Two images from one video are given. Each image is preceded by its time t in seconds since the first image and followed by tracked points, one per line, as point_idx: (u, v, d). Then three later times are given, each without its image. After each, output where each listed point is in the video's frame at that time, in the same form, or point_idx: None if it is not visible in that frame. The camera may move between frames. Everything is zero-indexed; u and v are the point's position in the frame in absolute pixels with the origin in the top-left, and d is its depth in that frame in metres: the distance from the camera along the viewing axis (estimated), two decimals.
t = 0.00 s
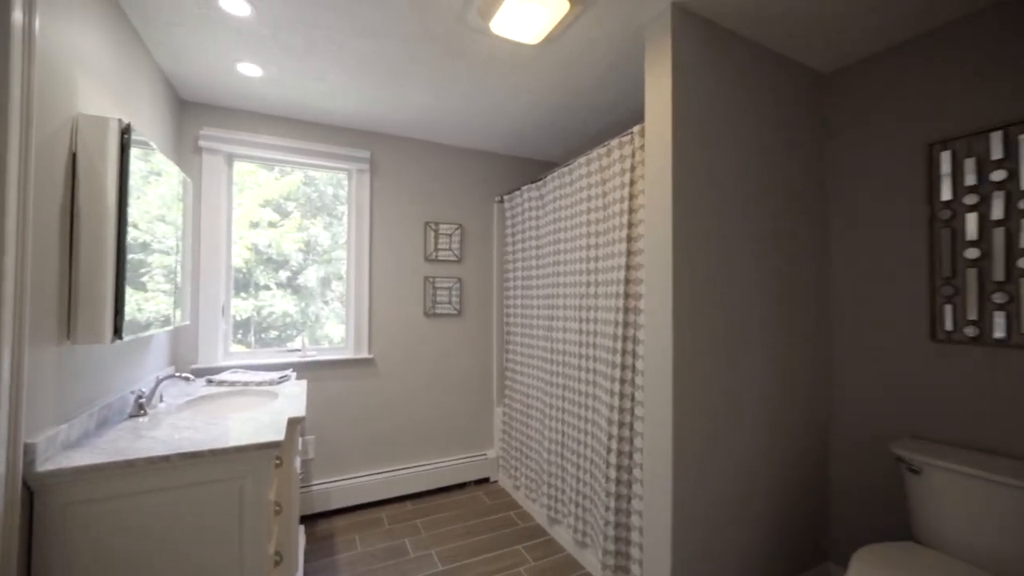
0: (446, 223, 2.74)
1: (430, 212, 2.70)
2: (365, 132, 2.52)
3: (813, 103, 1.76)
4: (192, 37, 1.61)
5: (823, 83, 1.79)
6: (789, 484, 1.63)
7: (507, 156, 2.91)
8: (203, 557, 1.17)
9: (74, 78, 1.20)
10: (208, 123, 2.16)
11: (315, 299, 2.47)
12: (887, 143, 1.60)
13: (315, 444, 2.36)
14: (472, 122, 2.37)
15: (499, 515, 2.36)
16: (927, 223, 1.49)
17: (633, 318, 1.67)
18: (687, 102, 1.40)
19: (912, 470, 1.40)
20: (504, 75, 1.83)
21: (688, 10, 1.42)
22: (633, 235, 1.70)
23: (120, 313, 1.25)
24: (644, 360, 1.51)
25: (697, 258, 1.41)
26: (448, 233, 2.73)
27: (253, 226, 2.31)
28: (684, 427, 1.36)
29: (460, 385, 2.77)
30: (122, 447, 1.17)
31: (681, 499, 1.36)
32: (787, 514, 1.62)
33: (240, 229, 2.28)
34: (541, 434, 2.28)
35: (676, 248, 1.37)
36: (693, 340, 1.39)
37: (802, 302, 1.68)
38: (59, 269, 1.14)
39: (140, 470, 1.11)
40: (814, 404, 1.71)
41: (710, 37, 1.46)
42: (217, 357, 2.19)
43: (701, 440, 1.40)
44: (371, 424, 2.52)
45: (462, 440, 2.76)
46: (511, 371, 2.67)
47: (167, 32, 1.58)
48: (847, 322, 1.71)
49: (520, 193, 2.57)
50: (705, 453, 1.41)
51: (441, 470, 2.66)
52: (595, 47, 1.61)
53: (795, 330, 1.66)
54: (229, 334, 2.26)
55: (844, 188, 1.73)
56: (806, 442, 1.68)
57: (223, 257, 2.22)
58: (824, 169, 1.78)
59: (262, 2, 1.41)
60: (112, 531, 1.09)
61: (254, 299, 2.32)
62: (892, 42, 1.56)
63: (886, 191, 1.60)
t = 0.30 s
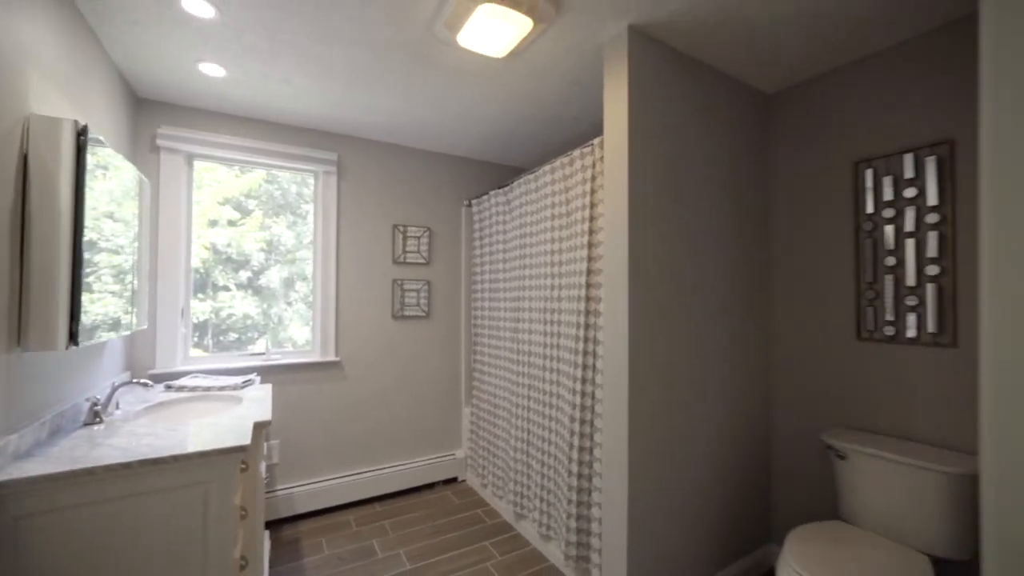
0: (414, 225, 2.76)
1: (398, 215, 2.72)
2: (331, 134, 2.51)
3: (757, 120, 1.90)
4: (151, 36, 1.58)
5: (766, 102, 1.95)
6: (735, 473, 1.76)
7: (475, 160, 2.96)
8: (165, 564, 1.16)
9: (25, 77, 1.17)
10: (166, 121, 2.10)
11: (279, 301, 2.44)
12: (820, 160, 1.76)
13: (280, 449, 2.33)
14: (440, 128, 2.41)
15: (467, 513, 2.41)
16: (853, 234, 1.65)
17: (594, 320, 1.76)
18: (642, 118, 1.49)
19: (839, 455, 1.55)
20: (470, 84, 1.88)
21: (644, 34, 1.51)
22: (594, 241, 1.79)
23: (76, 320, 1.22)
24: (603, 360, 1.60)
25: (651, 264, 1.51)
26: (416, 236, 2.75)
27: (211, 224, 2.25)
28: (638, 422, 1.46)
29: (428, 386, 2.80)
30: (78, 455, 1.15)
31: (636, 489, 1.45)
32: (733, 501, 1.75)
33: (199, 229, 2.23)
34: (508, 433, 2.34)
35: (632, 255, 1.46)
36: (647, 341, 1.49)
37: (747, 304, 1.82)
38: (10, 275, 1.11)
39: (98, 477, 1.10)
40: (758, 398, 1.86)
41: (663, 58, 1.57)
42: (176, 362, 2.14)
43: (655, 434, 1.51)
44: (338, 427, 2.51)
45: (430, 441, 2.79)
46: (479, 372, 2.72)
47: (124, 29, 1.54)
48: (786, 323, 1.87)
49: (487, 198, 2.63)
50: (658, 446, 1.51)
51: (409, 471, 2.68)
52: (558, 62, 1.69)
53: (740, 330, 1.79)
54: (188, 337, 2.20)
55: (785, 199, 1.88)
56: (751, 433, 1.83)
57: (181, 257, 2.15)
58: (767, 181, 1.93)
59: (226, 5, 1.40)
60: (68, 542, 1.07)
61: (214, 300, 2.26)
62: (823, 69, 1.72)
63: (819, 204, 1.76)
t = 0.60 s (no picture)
0: (380, 226, 2.76)
1: (363, 216, 2.70)
2: (294, 133, 2.47)
3: (707, 132, 2.03)
4: (101, 29, 1.52)
5: (715, 115, 2.08)
6: (686, 463, 1.87)
7: (441, 162, 2.98)
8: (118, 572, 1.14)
9: None
10: (115, 115, 2.02)
11: (239, 301, 2.39)
12: (763, 171, 1.90)
13: (240, 453, 2.28)
14: (406, 130, 2.43)
15: (433, 512, 2.44)
16: (791, 240, 1.79)
17: (555, 320, 1.83)
18: (599, 129, 1.57)
19: (777, 444, 1.69)
20: (435, 89, 1.90)
21: (601, 48, 1.59)
22: (555, 244, 1.86)
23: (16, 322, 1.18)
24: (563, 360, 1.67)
25: (607, 268, 1.59)
26: (382, 237, 2.75)
27: (165, 221, 2.18)
28: (595, 418, 1.54)
29: (394, 387, 2.80)
30: (23, 463, 1.11)
31: (593, 481, 1.53)
32: (684, 489, 1.86)
33: (152, 226, 2.15)
34: (473, 431, 2.39)
35: (589, 258, 1.54)
36: (604, 340, 1.57)
37: (697, 304, 1.94)
38: None
39: (46, 486, 1.06)
40: (707, 393, 1.98)
41: (619, 71, 1.65)
42: (127, 366, 2.06)
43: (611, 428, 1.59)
44: (301, 430, 2.48)
45: (396, 442, 2.80)
46: (445, 372, 2.75)
47: (69, 19, 1.47)
48: (732, 322, 2.00)
49: (453, 200, 2.66)
50: (614, 439, 1.59)
51: (375, 472, 2.68)
52: (520, 71, 1.75)
53: (691, 329, 1.91)
54: (140, 340, 2.12)
55: (731, 206, 2.02)
56: (701, 426, 1.95)
57: (132, 256, 2.07)
58: (716, 190, 2.06)
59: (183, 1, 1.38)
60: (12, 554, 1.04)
61: (168, 300, 2.19)
62: (765, 87, 1.86)
63: (761, 212, 1.90)
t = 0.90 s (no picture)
0: (343, 225, 2.72)
1: (326, 214, 2.66)
2: (253, 128, 2.41)
3: (663, 140, 2.13)
4: (41, 14, 1.45)
5: (671, 124, 2.18)
6: (641, 456, 1.96)
7: (406, 162, 2.98)
8: None
9: None
10: (56, 104, 1.91)
11: (193, 301, 2.31)
12: (714, 178, 2.01)
13: (194, 458, 2.20)
14: (371, 129, 2.41)
15: (397, 512, 2.43)
16: (738, 243, 1.91)
17: (517, 320, 1.87)
18: (559, 134, 1.62)
19: (724, 436, 1.79)
20: (400, 89, 1.91)
21: (562, 55, 1.64)
22: (518, 245, 1.90)
23: None
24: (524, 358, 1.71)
25: (566, 269, 1.64)
26: (345, 236, 2.72)
27: (113, 216, 2.08)
28: (553, 414, 1.59)
29: (357, 388, 2.77)
30: None
31: (551, 475, 1.58)
32: (641, 482, 1.95)
33: (99, 221, 2.04)
34: (437, 430, 2.40)
35: (550, 260, 1.58)
36: (563, 339, 1.62)
37: (652, 304, 2.03)
38: None
39: None
40: (662, 389, 2.08)
41: (579, 79, 1.71)
42: (69, 369, 1.95)
43: (569, 424, 1.64)
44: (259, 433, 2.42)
45: (360, 443, 2.77)
46: (410, 372, 2.75)
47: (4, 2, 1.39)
48: (685, 322, 2.11)
49: (418, 200, 2.67)
50: (572, 435, 1.65)
51: (337, 474, 2.65)
52: (484, 75, 1.78)
53: (647, 328, 2.00)
54: (84, 342, 2.01)
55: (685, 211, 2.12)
56: (656, 421, 2.04)
57: (75, 253, 1.96)
58: (672, 195, 2.16)
59: None
60: None
61: (115, 299, 2.09)
62: (716, 99, 1.97)
63: (712, 217, 2.01)
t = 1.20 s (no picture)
0: (306, 223, 2.66)
1: (286, 211, 2.59)
2: (208, 121, 2.32)
3: (624, 144, 2.19)
4: None
5: (632, 128, 2.25)
6: (602, 451, 2.02)
7: (371, 159, 2.94)
8: None
9: None
10: None
11: (144, 300, 2.20)
12: (670, 182, 2.09)
13: (143, 465, 2.11)
14: (334, 126, 2.37)
15: (361, 513, 2.41)
16: (692, 244, 2.00)
17: (481, 319, 1.89)
18: (520, 137, 1.65)
19: (679, 428, 1.87)
20: (363, 86, 1.89)
21: (523, 58, 1.67)
22: (482, 245, 1.92)
23: None
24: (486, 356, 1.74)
25: (528, 269, 1.67)
26: (308, 234, 2.66)
27: (53, 210, 1.95)
28: (515, 411, 1.62)
29: (320, 389, 2.72)
30: None
31: (514, 471, 1.61)
32: (601, 475, 2.01)
33: (37, 216, 1.91)
34: (402, 431, 2.39)
35: (511, 260, 1.61)
36: (524, 339, 1.65)
37: (612, 303, 2.09)
38: None
39: None
40: (622, 385, 2.15)
41: (541, 83, 1.75)
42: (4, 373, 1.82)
43: (531, 422, 1.68)
44: (214, 437, 2.34)
45: (322, 445, 2.72)
46: (374, 373, 2.72)
47: None
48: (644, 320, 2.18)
49: (383, 198, 2.64)
50: (534, 432, 1.69)
51: (298, 477, 2.59)
52: (448, 75, 1.78)
53: (607, 326, 2.06)
54: (20, 344, 1.89)
55: (644, 212, 2.20)
56: (616, 416, 2.11)
57: (9, 249, 1.83)
58: (632, 197, 2.24)
59: None
60: None
61: (56, 299, 1.96)
62: (673, 105, 2.06)
63: (669, 219, 2.09)
